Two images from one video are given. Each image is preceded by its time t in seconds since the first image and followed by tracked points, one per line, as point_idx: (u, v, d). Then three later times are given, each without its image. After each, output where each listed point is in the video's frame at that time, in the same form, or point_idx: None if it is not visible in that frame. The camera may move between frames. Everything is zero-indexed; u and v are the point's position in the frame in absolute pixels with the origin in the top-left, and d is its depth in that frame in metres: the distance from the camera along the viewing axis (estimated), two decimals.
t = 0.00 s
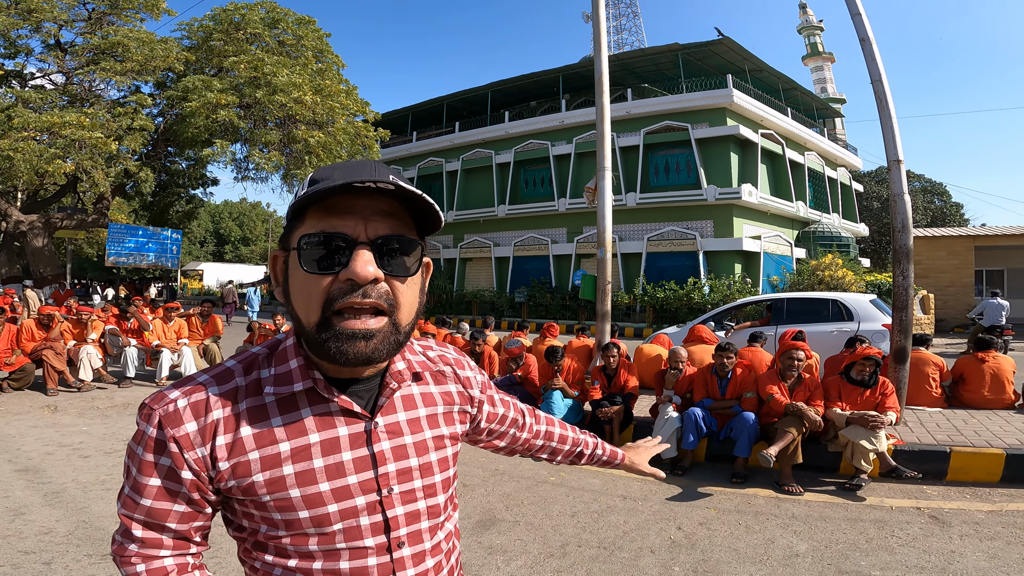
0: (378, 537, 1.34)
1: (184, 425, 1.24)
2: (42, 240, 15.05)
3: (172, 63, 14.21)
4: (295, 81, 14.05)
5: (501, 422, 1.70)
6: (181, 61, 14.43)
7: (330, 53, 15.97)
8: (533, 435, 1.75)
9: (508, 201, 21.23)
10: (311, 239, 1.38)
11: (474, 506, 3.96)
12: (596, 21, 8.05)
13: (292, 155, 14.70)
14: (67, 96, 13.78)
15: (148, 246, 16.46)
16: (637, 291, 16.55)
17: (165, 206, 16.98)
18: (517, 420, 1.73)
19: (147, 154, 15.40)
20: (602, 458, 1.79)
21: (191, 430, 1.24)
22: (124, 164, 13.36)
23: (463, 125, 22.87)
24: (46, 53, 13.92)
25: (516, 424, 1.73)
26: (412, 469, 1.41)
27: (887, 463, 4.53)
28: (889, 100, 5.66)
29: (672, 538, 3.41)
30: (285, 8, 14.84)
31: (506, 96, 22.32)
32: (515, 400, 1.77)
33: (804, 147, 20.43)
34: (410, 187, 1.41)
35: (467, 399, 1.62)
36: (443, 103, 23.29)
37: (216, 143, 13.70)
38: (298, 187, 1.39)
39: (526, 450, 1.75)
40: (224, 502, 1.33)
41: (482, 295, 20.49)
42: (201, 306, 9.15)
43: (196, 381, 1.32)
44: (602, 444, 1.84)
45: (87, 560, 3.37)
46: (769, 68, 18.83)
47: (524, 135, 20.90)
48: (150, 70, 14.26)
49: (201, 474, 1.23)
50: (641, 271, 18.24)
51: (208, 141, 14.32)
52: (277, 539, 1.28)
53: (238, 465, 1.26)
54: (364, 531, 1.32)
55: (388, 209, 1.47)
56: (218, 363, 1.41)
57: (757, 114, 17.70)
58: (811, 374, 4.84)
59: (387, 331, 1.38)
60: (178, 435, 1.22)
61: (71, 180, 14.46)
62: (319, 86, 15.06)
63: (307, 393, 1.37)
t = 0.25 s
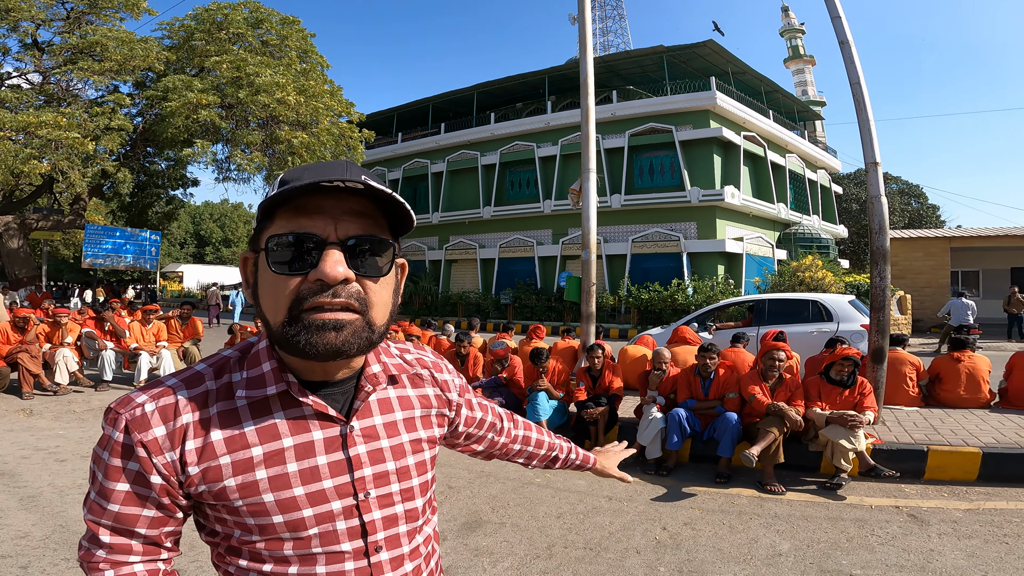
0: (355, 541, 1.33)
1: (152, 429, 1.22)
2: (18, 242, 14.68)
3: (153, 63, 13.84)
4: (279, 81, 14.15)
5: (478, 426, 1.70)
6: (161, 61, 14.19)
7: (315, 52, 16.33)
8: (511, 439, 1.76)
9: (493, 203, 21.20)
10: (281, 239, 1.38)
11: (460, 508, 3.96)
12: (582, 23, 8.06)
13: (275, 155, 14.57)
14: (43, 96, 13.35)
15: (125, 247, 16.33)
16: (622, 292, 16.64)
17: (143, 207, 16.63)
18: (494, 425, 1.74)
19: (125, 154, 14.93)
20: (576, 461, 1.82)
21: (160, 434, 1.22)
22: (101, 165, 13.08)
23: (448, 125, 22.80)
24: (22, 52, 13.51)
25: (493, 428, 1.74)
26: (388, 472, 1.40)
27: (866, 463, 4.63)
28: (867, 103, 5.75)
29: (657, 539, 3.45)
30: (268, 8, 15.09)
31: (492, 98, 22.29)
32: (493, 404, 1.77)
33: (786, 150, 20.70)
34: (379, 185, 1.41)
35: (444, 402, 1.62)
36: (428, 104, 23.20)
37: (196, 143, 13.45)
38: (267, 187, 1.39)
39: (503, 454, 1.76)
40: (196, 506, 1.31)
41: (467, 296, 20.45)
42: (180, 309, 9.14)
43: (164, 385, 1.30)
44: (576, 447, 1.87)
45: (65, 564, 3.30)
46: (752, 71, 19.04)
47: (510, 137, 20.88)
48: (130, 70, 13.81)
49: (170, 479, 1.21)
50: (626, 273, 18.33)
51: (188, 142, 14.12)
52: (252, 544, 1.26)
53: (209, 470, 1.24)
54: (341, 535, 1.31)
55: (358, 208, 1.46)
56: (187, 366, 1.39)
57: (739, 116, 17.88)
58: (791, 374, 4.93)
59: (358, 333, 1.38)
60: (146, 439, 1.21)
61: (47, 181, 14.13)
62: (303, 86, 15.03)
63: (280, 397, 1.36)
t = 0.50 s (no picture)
0: (338, 541, 1.32)
1: (127, 431, 1.20)
2: None
3: (137, 61, 13.69)
4: (265, 80, 14.01)
5: (461, 424, 1.69)
6: (145, 59, 14.01)
7: (303, 52, 16.17)
8: (495, 437, 1.76)
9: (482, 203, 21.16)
10: (260, 241, 1.36)
11: (448, 508, 3.96)
12: (571, 23, 8.07)
13: (261, 155, 14.43)
14: (25, 94, 13.03)
15: (108, 246, 16.62)
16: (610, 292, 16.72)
17: (126, 206, 16.37)
18: (478, 422, 1.73)
19: (106, 152, 14.68)
20: (558, 457, 1.83)
21: (135, 436, 1.20)
22: (83, 164, 12.92)
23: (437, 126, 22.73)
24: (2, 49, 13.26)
25: (477, 426, 1.73)
26: (370, 472, 1.40)
27: (850, 461, 4.70)
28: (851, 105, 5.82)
29: (645, 538, 3.48)
30: (255, 7, 15.04)
31: (481, 98, 22.25)
32: (475, 403, 1.76)
33: (771, 151, 20.89)
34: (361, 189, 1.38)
35: (426, 401, 1.60)
36: (417, 104, 23.11)
37: (180, 142, 13.22)
38: (246, 188, 1.37)
39: (486, 451, 1.75)
40: (174, 508, 1.29)
41: (455, 296, 20.41)
42: (163, 308, 8.87)
43: (139, 387, 1.28)
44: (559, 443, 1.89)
45: (46, 565, 3.24)
46: (739, 72, 19.18)
47: (499, 138, 20.86)
48: (113, 68, 13.67)
49: (146, 480, 1.19)
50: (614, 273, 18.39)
51: (172, 140, 13.94)
52: (232, 545, 1.25)
53: (186, 471, 1.23)
54: (323, 535, 1.30)
55: (340, 211, 1.45)
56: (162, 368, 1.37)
57: (726, 118, 18.01)
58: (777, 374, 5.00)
59: (338, 335, 1.36)
60: (121, 441, 1.18)
61: (27, 180, 13.87)
62: (290, 85, 14.94)
63: (259, 398, 1.35)
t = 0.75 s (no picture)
0: (319, 536, 1.32)
1: (102, 428, 1.19)
2: None
3: (118, 58, 13.59)
4: (250, 78, 13.83)
5: (444, 419, 1.66)
6: (128, 57, 13.82)
7: (290, 49, 16.16)
8: (480, 432, 1.71)
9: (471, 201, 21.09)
10: (234, 235, 1.35)
11: (438, 507, 3.97)
12: (560, 21, 8.05)
13: (246, 152, 14.25)
14: (3, 92, 12.92)
15: (88, 245, 16.45)
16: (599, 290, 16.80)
17: (108, 205, 16.11)
18: (461, 417, 1.70)
19: (88, 150, 14.52)
20: (544, 451, 1.80)
21: (110, 433, 1.19)
22: (64, 162, 12.87)
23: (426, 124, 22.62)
24: None
25: (460, 421, 1.70)
26: (351, 467, 1.38)
27: (834, 458, 4.78)
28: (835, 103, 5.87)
29: (634, 535, 3.51)
30: (241, 4, 14.88)
31: (469, 96, 22.18)
32: (458, 397, 1.74)
33: (757, 149, 21.06)
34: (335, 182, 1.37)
35: (407, 397, 1.58)
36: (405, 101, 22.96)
37: (163, 139, 13.00)
38: (219, 183, 1.36)
39: (471, 447, 1.73)
40: (152, 505, 1.28)
41: (444, 294, 20.36)
42: (147, 308, 8.77)
43: (114, 384, 1.26)
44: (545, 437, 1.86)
45: (29, 567, 3.20)
46: (726, 71, 19.29)
47: (488, 135, 20.79)
48: (94, 65, 13.56)
49: (123, 477, 1.18)
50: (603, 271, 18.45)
51: (154, 138, 13.72)
52: (211, 542, 1.24)
53: (162, 467, 1.21)
54: (304, 530, 1.30)
55: (316, 205, 1.44)
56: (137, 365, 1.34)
57: (714, 116, 18.11)
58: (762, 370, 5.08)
59: (315, 327, 1.34)
60: (96, 438, 1.17)
61: (5, 179, 13.62)
62: (276, 83, 14.77)
63: (235, 393, 1.33)
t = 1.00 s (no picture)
0: (302, 532, 1.32)
1: (84, 425, 1.19)
2: None
3: (103, 57, 13.48)
4: (238, 76, 13.69)
5: (426, 418, 1.68)
6: (112, 55, 13.71)
7: (278, 48, 15.95)
8: (462, 431, 1.75)
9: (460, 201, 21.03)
10: (216, 235, 1.34)
11: (428, 507, 3.96)
12: (550, 21, 8.04)
13: (233, 152, 14.09)
14: None
15: (71, 245, 16.47)
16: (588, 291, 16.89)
17: (93, 205, 15.90)
18: (444, 417, 1.72)
19: (71, 149, 14.38)
20: (527, 452, 1.82)
21: (92, 431, 1.19)
22: (47, 160, 12.91)
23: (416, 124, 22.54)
24: None
25: (443, 420, 1.72)
26: (333, 464, 1.39)
27: (821, 457, 4.85)
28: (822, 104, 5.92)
29: (625, 535, 3.53)
30: (229, 3, 14.76)
31: (459, 96, 22.13)
32: (440, 396, 1.75)
33: (746, 150, 21.21)
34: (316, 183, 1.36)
35: (390, 395, 1.59)
36: (395, 101, 22.86)
37: (149, 138, 12.83)
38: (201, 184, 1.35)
39: (454, 446, 1.74)
40: (136, 502, 1.28)
41: (434, 295, 20.31)
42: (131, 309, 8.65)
43: (96, 382, 1.27)
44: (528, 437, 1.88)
45: (13, 569, 3.16)
46: (715, 72, 19.38)
47: (478, 135, 20.74)
48: (79, 63, 13.48)
49: (105, 474, 1.19)
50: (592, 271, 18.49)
51: (139, 136, 13.56)
52: (194, 538, 1.25)
53: (144, 464, 1.22)
54: (286, 526, 1.30)
55: (299, 207, 1.43)
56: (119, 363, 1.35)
57: (703, 117, 18.20)
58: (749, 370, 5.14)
59: (297, 327, 1.33)
60: (78, 435, 1.18)
61: None
62: (264, 82, 14.64)
63: (217, 391, 1.34)
